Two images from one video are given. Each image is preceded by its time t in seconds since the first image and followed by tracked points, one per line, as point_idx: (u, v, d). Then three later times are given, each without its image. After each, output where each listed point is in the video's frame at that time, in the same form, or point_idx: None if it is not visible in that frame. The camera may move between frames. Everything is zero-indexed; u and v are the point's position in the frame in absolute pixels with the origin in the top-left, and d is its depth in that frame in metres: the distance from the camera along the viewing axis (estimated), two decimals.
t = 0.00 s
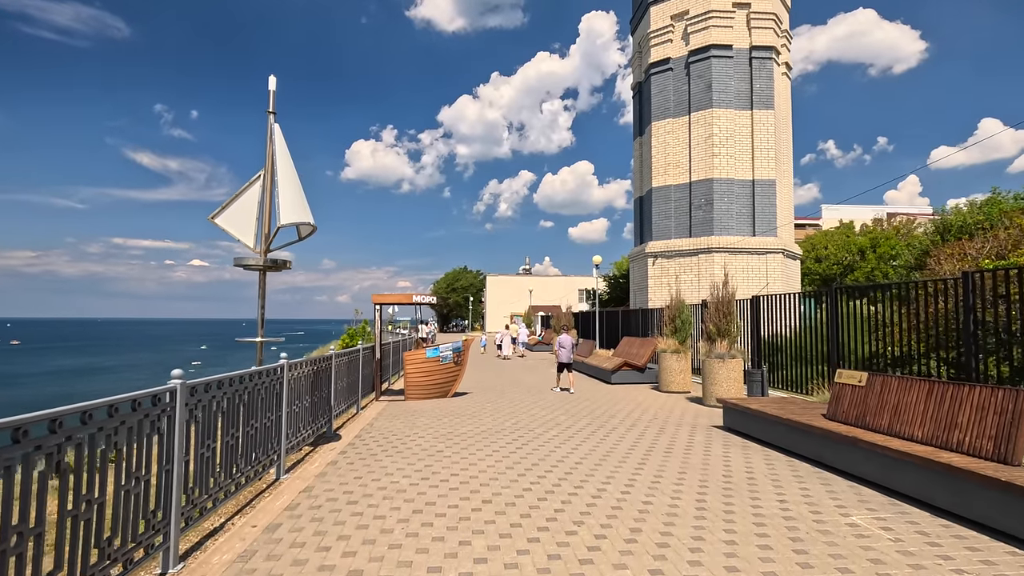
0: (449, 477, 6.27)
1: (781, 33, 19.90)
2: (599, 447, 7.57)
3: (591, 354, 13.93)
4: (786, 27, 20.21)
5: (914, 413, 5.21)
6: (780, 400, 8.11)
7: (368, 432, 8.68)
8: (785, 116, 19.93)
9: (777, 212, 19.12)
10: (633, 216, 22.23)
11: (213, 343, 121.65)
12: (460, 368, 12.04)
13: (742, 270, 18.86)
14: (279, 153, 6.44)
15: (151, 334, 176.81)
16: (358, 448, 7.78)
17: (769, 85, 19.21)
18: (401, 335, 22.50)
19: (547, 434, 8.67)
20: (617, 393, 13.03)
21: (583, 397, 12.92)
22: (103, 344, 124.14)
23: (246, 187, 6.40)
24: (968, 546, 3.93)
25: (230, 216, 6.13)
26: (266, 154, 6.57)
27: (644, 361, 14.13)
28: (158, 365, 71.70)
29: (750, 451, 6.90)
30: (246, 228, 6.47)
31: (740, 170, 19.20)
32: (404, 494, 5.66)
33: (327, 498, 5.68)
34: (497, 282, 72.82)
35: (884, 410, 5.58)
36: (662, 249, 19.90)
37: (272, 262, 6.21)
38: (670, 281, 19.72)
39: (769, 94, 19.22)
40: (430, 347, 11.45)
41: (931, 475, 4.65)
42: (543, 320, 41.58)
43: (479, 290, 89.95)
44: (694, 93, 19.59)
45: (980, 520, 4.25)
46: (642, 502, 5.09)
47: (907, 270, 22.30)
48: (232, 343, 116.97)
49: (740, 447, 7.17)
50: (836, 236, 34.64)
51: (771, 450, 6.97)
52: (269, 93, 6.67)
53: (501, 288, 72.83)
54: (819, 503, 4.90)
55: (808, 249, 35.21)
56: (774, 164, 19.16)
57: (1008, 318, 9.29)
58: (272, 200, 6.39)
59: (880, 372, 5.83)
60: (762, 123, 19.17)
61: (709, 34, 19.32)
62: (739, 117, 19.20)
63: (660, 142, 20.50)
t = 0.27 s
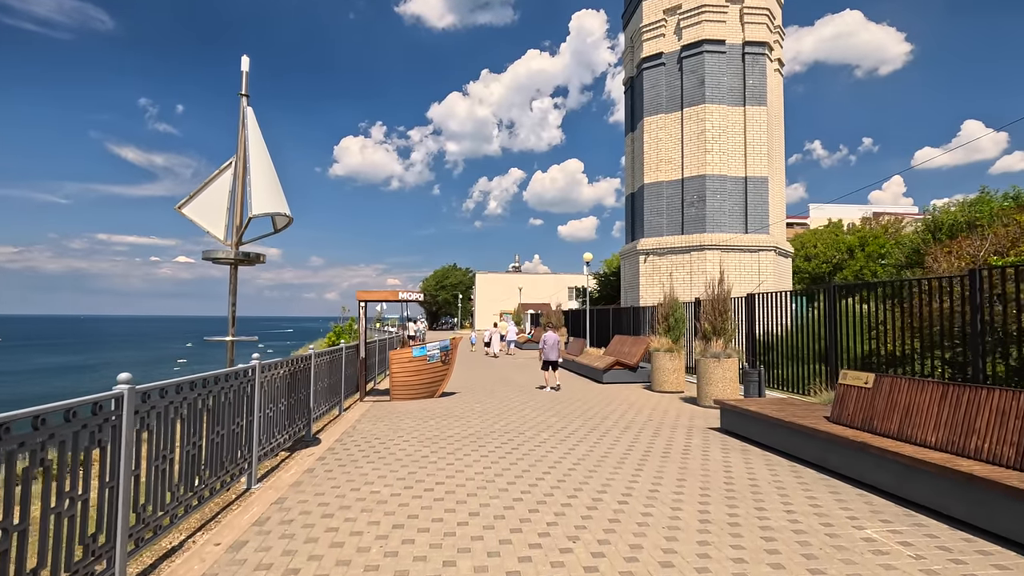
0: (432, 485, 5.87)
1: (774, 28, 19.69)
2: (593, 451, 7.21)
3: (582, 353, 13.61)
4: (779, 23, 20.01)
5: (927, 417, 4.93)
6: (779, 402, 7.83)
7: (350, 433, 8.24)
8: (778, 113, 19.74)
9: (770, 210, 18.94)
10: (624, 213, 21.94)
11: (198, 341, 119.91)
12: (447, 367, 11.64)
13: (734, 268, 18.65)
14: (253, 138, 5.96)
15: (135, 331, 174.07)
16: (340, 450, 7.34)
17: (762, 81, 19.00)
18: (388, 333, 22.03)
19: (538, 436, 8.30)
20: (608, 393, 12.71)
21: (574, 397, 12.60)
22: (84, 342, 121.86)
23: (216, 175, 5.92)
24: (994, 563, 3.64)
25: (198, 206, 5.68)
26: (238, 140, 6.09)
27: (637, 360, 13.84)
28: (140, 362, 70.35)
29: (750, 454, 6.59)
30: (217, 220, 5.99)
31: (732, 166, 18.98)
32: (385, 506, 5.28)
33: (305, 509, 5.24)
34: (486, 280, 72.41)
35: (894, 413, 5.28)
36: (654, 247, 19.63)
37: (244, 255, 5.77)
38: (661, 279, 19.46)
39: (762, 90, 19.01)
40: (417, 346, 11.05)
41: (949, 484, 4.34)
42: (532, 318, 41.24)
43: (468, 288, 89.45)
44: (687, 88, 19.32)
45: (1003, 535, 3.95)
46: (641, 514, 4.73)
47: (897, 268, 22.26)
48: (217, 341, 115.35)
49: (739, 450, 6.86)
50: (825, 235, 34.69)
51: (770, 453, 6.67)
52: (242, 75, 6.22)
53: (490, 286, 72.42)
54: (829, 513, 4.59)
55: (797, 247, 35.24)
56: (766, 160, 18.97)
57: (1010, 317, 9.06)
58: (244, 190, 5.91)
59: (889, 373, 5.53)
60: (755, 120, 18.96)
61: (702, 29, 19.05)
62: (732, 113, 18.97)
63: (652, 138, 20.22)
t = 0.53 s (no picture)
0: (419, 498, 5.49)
1: (767, 26, 19.52)
2: (590, 459, 6.86)
3: (572, 354, 13.29)
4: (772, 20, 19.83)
5: (946, 427, 4.64)
6: (780, 406, 7.54)
7: (333, 439, 7.80)
8: (770, 111, 19.57)
9: (762, 209, 18.75)
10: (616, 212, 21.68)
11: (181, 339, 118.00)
12: (436, 369, 11.24)
13: (727, 267, 18.43)
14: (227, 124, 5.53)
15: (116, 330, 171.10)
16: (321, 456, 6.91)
17: (755, 79, 18.82)
18: (375, 333, 21.58)
19: (531, 443, 7.95)
20: (601, 395, 12.39)
21: (566, 398, 12.28)
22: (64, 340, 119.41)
23: (186, 163, 5.45)
24: None
25: (166, 198, 5.24)
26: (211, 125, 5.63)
27: (630, 361, 13.53)
28: (121, 362, 68.93)
29: (753, 462, 6.29)
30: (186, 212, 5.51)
31: (725, 165, 18.78)
32: (369, 520, 4.91)
33: (279, 519, 4.79)
34: (475, 279, 72.00)
35: (909, 420, 5.00)
36: (646, 246, 19.38)
37: (216, 250, 5.33)
38: (653, 278, 19.21)
39: (755, 88, 18.83)
40: (404, 347, 10.64)
41: (974, 499, 4.05)
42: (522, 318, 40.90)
43: (457, 287, 88.90)
44: (679, 85, 19.08)
45: None
46: (646, 532, 4.37)
47: (887, 269, 22.22)
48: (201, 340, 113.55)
49: (742, 457, 6.56)
50: (814, 235, 34.74)
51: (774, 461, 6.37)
52: (216, 57, 5.76)
53: (479, 285, 71.99)
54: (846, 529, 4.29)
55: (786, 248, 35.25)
56: (759, 159, 18.78)
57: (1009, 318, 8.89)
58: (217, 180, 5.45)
59: (902, 378, 5.25)
60: (748, 118, 18.77)
61: (695, 25, 18.81)
62: (725, 111, 18.77)
63: (644, 136, 19.96)
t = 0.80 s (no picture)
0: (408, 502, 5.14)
1: (765, 21, 19.26)
2: (586, 460, 6.52)
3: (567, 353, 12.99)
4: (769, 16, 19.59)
5: (967, 436, 4.38)
6: (784, 409, 7.28)
7: (318, 444, 7.42)
8: (767, 108, 19.33)
9: (759, 206, 18.54)
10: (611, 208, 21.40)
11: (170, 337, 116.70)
12: (427, 369, 10.90)
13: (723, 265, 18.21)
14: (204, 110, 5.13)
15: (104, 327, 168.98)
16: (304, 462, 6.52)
17: (752, 75, 18.58)
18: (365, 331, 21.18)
19: (525, 442, 7.60)
20: (597, 395, 12.11)
21: (561, 398, 11.98)
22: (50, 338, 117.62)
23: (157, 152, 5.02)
24: None
25: (134, 188, 4.82)
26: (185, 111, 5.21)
27: (625, 361, 13.26)
28: (109, 359, 67.93)
29: (759, 468, 6.01)
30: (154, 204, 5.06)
31: (721, 161, 18.52)
32: (347, 527, 4.53)
33: (253, 535, 4.38)
34: (467, 276, 71.59)
35: (927, 428, 4.73)
36: (641, 243, 19.11)
37: (190, 246, 4.94)
38: (648, 276, 18.94)
39: (752, 84, 18.58)
40: (394, 347, 10.29)
41: (1004, 514, 3.78)
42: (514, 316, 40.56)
43: (449, 284, 88.39)
44: (676, 81, 18.79)
45: None
46: (652, 550, 4.05)
47: (882, 267, 22.11)
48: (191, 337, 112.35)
49: (747, 463, 6.28)
50: (807, 233, 34.66)
51: (781, 468, 6.09)
52: (189, 38, 5.39)
53: (471, 282, 71.57)
54: (866, 545, 4.01)
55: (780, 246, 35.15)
56: (756, 156, 18.55)
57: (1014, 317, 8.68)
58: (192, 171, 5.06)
59: (919, 383, 4.97)
60: (745, 114, 18.52)
61: (692, 20, 18.51)
62: (721, 107, 18.51)
63: (639, 132, 19.66)
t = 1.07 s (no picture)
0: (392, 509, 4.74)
1: (762, 16, 19.02)
2: (583, 462, 6.13)
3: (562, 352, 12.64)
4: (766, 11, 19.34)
5: (995, 437, 4.06)
6: (790, 408, 6.96)
7: (300, 446, 7.00)
8: (764, 103, 19.09)
9: (755, 203, 18.28)
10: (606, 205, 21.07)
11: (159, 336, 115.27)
12: (417, 368, 10.50)
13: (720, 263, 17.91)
14: (169, 83, 4.72)
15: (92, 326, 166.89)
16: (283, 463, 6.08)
17: (749, 70, 18.33)
18: (355, 330, 20.72)
19: (518, 442, 7.20)
20: (593, 395, 11.75)
21: (555, 398, 11.62)
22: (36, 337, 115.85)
23: (117, 129, 4.59)
24: None
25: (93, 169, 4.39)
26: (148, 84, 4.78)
27: (622, 360, 12.92)
28: (95, 359, 66.77)
29: (767, 471, 5.67)
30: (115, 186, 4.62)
31: (718, 157, 18.24)
32: (325, 539, 4.08)
33: (218, 548, 3.95)
34: (460, 276, 71.15)
35: (951, 429, 4.41)
36: (636, 240, 18.79)
37: (154, 233, 4.55)
38: (644, 274, 18.63)
39: (748, 79, 18.33)
40: (382, 345, 9.88)
41: None
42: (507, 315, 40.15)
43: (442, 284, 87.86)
44: (672, 76, 18.50)
45: None
46: (658, 562, 3.69)
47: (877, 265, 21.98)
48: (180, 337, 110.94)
49: (754, 465, 5.94)
50: (802, 232, 34.54)
51: (792, 471, 5.73)
52: (154, 9, 5.02)
53: (464, 282, 71.12)
54: (891, 557, 3.67)
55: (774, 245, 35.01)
56: (753, 152, 18.30)
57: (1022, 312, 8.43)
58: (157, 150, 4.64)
59: (940, 381, 4.65)
60: (741, 110, 18.26)
61: (689, 14, 18.22)
62: (718, 102, 18.23)
63: (635, 127, 19.35)
